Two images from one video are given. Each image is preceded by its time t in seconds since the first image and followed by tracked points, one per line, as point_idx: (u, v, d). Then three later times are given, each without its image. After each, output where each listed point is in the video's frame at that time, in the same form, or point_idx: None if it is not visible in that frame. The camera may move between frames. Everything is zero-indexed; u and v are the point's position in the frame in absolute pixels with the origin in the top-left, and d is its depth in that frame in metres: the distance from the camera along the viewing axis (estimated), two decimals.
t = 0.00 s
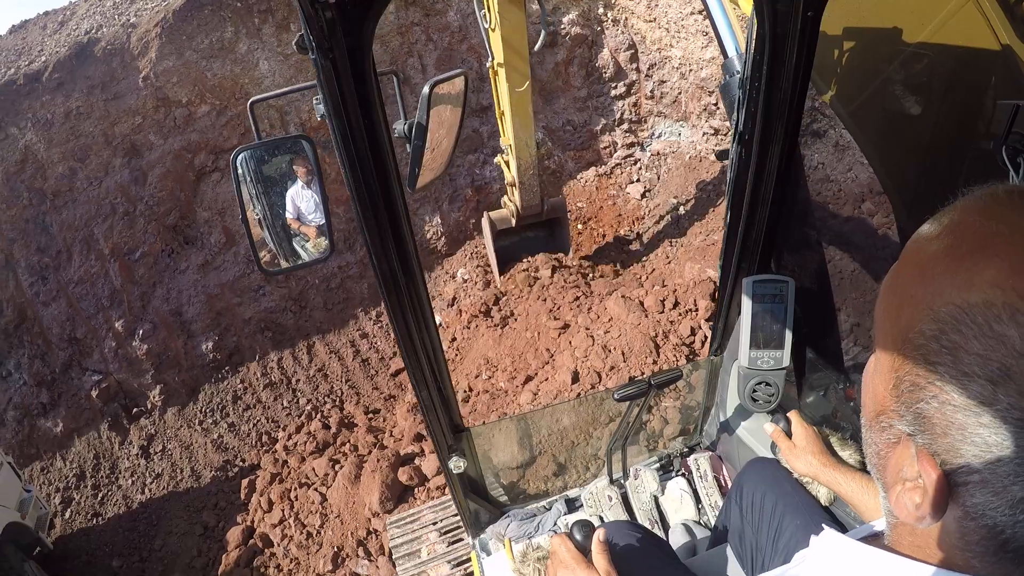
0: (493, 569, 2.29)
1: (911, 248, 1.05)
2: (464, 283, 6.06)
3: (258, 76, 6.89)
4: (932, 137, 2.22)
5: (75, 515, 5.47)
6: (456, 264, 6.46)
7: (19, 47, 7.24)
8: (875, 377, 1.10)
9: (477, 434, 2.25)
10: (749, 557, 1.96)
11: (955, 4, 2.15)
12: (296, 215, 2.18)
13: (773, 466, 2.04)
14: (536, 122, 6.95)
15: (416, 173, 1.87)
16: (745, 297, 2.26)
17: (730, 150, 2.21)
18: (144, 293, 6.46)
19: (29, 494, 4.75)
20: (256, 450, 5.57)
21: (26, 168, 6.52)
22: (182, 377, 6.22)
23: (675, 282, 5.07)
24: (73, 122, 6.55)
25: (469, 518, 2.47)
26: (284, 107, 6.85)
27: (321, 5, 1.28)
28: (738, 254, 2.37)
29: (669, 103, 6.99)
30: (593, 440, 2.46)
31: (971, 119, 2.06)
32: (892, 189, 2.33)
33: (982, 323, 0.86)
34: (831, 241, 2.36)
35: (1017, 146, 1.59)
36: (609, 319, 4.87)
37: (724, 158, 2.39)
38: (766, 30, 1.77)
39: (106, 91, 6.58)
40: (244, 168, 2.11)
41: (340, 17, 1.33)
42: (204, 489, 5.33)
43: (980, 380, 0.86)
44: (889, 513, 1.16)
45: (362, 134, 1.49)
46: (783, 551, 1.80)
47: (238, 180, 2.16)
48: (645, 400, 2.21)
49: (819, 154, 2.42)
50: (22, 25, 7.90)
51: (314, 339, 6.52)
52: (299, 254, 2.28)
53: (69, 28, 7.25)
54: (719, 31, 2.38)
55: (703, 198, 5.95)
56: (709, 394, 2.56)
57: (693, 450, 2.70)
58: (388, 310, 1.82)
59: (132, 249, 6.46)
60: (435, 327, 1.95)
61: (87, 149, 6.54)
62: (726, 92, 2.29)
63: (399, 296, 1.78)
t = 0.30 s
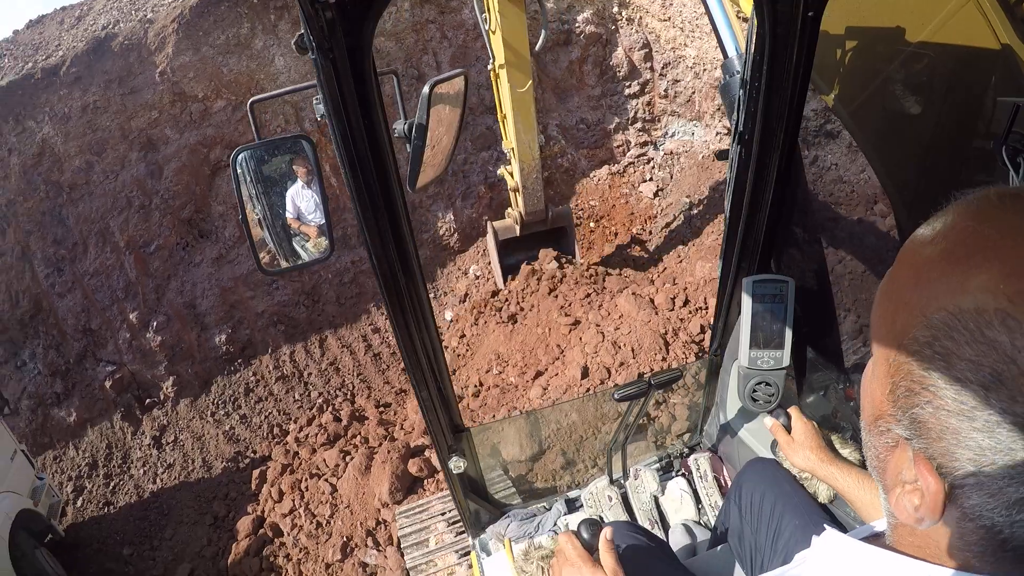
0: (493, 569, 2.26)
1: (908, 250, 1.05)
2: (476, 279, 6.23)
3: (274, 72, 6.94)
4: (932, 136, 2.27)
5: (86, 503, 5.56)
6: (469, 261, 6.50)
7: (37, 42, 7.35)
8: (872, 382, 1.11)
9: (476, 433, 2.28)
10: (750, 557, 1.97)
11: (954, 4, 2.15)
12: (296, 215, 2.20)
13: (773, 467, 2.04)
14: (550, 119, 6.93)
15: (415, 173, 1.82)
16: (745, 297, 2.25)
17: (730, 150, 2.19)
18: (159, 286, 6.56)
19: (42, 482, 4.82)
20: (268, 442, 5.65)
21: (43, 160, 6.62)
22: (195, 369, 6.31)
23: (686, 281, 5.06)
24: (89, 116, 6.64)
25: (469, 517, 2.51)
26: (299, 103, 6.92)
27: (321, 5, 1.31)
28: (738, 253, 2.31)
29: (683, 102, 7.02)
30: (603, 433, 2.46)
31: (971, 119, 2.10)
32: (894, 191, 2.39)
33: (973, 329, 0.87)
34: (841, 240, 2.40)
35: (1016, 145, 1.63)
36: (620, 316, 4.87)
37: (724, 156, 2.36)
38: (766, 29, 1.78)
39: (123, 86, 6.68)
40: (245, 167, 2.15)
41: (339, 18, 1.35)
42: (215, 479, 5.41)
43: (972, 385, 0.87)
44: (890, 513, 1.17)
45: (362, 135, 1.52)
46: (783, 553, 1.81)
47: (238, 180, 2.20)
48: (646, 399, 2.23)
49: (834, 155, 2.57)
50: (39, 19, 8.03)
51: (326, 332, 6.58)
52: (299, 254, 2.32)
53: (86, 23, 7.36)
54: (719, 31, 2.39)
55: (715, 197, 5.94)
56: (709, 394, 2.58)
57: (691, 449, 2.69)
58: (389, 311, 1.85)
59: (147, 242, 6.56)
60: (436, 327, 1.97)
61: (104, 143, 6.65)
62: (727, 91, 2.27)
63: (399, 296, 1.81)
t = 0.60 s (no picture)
0: (493, 568, 2.27)
1: (913, 251, 1.06)
2: (483, 279, 6.24)
3: (283, 70, 6.99)
4: (932, 137, 2.26)
5: (93, 497, 5.60)
6: (476, 260, 6.51)
7: (47, 39, 7.42)
8: (877, 386, 1.12)
9: (476, 433, 2.29)
10: (748, 557, 1.98)
11: (955, 5, 2.17)
12: (295, 215, 2.22)
13: (772, 467, 2.05)
14: (557, 120, 6.95)
15: (415, 173, 1.83)
16: (744, 297, 2.26)
17: (730, 150, 2.20)
18: (167, 282, 6.62)
19: (49, 476, 4.87)
20: (273, 438, 5.68)
21: (53, 157, 6.68)
22: (202, 365, 6.36)
23: (692, 281, 5.06)
24: (100, 113, 6.70)
25: (469, 517, 2.51)
26: (307, 101, 6.97)
27: (321, 6, 1.33)
28: (737, 256, 2.34)
29: (691, 103, 7.02)
30: (607, 431, 2.46)
31: (971, 119, 2.11)
32: (892, 191, 2.37)
33: (983, 331, 0.88)
34: (847, 242, 2.39)
35: (1017, 146, 1.66)
36: (626, 315, 4.86)
37: (724, 158, 2.38)
38: (766, 30, 1.78)
39: (133, 83, 6.75)
40: (244, 167, 2.15)
41: (340, 18, 1.37)
42: (221, 474, 5.45)
43: (982, 389, 0.88)
44: (895, 518, 1.18)
45: (362, 135, 1.54)
46: (781, 553, 1.81)
47: (238, 180, 2.21)
48: (645, 399, 2.24)
49: (840, 157, 2.49)
50: (50, 17, 8.11)
51: (333, 330, 6.62)
52: (299, 254, 2.35)
53: (96, 21, 7.43)
54: (720, 25, 2.41)
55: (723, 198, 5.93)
56: (709, 394, 2.58)
57: (692, 449, 2.70)
58: (389, 311, 1.86)
59: (156, 239, 6.62)
60: (436, 327, 1.99)
61: (113, 140, 6.70)
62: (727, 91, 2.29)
63: (399, 296, 1.82)
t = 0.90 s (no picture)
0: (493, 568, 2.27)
1: (915, 248, 1.05)
2: (480, 279, 6.23)
3: (279, 71, 6.98)
4: (931, 136, 2.27)
5: (90, 501, 5.57)
6: (473, 261, 6.49)
7: (43, 40, 7.39)
8: (876, 382, 1.11)
9: (476, 433, 2.28)
10: (750, 558, 1.98)
11: (955, 4, 2.17)
12: (295, 215, 2.21)
13: (773, 467, 2.05)
14: (554, 120, 6.95)
15: (415, 173, 1.83)
16: (745, 296, 2.25)
17: (730, 150, 2.19)
18: (163, 284, 6.60)
19: (46, 479, 4.85)
20: (271, 440, 5.67)
21: (48, 159, 6.66)
22: (199, 367, 6.34)
23: (690, 280, 5.06)
24: (95, 115, 6.68)
25: (469, 518, 2.49)
26: (304, 102, 6.95)
27: (321, 5, 1.32)
28: (737, 254, 2.33)
29: (687, 102, 7.03)
30: (605, 433, 2.46)
31: (971, 119, 2.11)
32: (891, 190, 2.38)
33: (985, 331, 0.87)
34: (843, 241, 2.40)
35: (1017, 146, 1.65)
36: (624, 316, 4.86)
37: (724, 158, 2.37)
38: (766, 29, 1.78)
39: (129, 85, 6.71)
40: (243, 167, 2.15)
41: (339, 18, 1.36)
42: (218, 477, 5.43)
43: (982, 389, 0.87)
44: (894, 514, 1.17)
45: (362, 135, 1.53)
46: (782, 553, 1.81)
47: (238, 181, 2.20)
48: (646, 399, 2.24)
49: (838, 155, 2.47)
50: (45, 18, 8.08)
51: (330, 331, 6.61)
52: (298, 255, 2.32)
53: (91, 22, 7.40)
54: (718, 24, 2.41)
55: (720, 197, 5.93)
56: (708, 393, 2.58)
57: (691, 449, 2.69)
58: (388, 311, 1.85)
59: (152, 240, 6.60)
60: (436, 327, 1.98)
61: (109, 142, 6.68)
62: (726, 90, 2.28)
63: (399, 295, 1.81)
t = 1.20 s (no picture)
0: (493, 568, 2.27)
1: (898, 244, 1.05)
2: (479, 279, 6.22)
3: (279, 71, 6.97)
4: (932, 136, 2.30)
5: (89, 500, 5.57)
6: (473, 261, 6.48)
7: (43, 40, 7.39)
8: (867, 372, 1.11)
9: (476, 433, 2.28)
10: (750, 558, 1.98)
11: (954, 5, 2.20)
12: (296, 215, 2.20)
13: (774, 466, 2.04)
14: (554, 120, 6.95)
15: (415, 172, 1.83)
16: (744, 296, 2.26)
17: (730, 151, 2.19)
18: (163, 284, 6.59)
19: (45, 478, 4.85)
20: (271, 440, 5.67)
21: (48, 159, 6.65)
22: (199, 366, 6.34)
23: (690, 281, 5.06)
24: (94, 114, 6.68)
25: (469, 518, 2.50)
26: (304, 102, 6.95)
27: (321, 6, 1.32)
28: (738, 256, 2.33)
29: (687, 103, 7.03)
30: (604, 433, 2.46)
31: (971, 118, 2.14)
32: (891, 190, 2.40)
33: (959, 311, 0.88)
34: (844, 241, 2.39)
35: (1016, 146, 1.66)
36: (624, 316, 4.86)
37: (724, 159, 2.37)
38: (766, 29, 1.77)
39: (128, 84, 6.71)
40: (244, 167, 2.14)
41: (339, 18, 1.36)
42: (218, 476, 5.43)
43: (959, 364, 0.87)
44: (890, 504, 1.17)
45: (362, 135, 1.53)
46: (783, 553, 1.81)
47: (238, 181, 2.20)
48: (646, 399, 2.23)
49: (839, 156, 2.41)
50: (45, 18, 8.07)
51: (329, 331, 6.61)
52: (299, 254, 2.30)
53: (91, 22, 7.40)
54: (715, 24, 2.41)
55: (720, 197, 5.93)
56: (709, 394, 2.58)
57: (691, 449, 2.69)
58: (389, 311, 1.85)
59: (151, 240, 6.60)
60: (436, 326, 1.97)
61: (108, 141, 6.67)
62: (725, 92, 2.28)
63: (399, 295, 1.81)
